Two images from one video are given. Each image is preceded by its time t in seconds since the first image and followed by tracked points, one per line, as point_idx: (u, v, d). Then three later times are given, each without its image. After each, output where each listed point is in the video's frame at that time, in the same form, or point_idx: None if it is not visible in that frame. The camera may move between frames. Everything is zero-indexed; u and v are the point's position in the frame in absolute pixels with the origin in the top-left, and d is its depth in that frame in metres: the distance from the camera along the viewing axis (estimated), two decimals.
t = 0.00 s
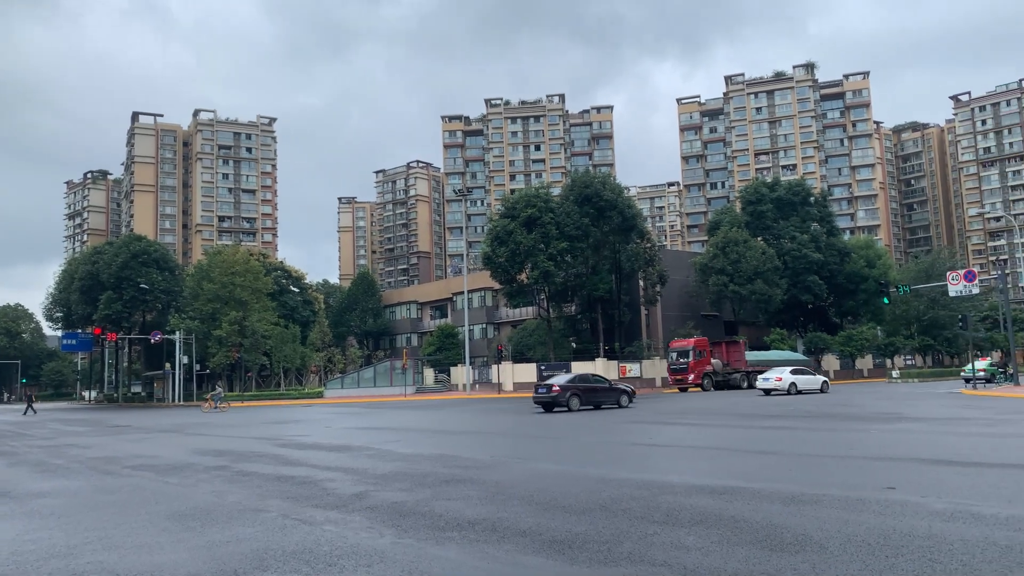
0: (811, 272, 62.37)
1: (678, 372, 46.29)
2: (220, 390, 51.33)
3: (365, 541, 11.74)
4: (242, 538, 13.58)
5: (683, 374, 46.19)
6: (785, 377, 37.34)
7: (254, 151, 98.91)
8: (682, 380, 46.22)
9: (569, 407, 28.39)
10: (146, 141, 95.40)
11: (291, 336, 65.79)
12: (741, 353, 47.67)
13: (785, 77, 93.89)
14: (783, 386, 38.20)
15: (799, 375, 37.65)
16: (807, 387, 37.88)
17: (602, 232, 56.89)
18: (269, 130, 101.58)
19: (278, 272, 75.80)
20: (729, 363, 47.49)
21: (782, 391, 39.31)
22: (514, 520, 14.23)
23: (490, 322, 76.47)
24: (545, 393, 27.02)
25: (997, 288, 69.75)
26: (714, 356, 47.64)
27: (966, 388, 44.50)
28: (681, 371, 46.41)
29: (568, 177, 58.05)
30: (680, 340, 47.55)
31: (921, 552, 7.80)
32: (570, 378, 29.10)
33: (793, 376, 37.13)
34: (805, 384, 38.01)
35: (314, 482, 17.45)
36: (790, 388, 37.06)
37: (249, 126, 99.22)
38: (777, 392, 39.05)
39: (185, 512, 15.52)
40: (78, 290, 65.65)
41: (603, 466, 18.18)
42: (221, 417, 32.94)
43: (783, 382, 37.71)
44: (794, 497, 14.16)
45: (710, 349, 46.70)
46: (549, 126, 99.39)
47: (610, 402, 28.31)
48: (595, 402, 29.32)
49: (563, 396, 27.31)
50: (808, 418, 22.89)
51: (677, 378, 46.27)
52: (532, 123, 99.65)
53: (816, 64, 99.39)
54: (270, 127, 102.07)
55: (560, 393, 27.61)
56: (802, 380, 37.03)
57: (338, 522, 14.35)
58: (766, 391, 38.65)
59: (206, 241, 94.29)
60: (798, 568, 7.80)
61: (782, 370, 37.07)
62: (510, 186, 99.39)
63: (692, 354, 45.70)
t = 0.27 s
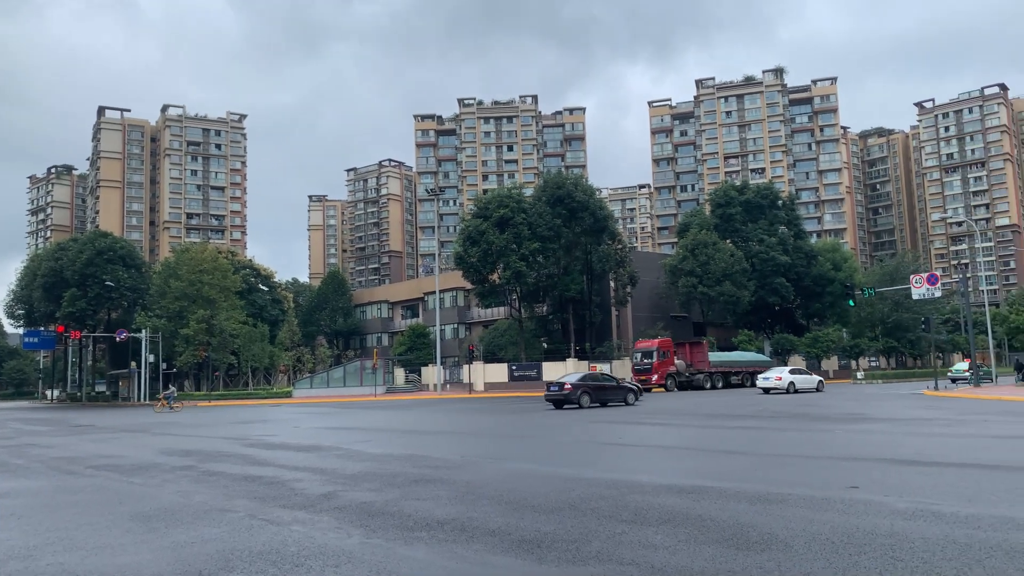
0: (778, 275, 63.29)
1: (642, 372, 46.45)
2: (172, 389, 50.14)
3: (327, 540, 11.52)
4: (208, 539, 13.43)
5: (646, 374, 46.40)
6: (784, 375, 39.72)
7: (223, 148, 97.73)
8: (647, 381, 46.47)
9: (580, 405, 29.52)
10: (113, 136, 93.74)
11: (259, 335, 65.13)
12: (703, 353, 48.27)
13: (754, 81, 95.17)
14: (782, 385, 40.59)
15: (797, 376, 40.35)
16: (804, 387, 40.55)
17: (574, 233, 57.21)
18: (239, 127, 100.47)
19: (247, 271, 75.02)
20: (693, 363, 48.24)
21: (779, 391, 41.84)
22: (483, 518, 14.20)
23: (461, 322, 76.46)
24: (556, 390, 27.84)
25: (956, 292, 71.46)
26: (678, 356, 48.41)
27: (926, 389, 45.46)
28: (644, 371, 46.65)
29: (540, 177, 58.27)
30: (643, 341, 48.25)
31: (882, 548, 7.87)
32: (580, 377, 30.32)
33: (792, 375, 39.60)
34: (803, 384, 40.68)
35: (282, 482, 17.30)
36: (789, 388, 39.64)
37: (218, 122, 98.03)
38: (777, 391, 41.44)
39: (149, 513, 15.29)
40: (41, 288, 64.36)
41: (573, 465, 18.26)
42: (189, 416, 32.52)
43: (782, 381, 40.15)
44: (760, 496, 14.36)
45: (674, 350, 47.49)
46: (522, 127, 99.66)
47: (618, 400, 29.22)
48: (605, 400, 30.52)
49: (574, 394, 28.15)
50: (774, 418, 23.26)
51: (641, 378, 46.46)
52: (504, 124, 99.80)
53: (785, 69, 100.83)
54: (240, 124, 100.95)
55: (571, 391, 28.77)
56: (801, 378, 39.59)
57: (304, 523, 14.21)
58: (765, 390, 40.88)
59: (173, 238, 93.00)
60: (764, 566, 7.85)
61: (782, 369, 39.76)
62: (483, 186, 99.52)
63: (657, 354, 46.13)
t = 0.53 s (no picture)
0: (736, 277, 64.35)
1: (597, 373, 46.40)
2: (110, 387, 48.45)
3: (280, 540, 11.34)
4: (161, 540, 13.16)
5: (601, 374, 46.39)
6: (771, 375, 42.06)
7: (181, 142, 95.86)
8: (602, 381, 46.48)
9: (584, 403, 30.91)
10: (66, 128, 91.24)
11: (216, 333, 64.05)
12: (656, 353, 48.95)
13: (715, 86, 96.61)
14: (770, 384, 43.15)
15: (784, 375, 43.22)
16: (790, 386, 43.35)
17: (536, 233, 57.43)
18: (198, 121, 98.65)
19: (203, 267, 73.66)
20: (646, 363, 48.90)
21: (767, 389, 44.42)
22: (442, 518, 14.16)
23: (422, 321, 76.21)
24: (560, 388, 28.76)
25: (905, 296, 73.55)
26: (631, 357, 49.15)
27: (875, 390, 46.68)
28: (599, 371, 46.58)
29: (504, 177, 58.32)
30: (598, 341, 48.55)
31: (835, 546, 8.01)
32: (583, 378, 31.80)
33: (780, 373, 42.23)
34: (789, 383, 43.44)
35: (238, 482, 17.04)
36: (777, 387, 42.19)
37: (176, 116, 96.13)
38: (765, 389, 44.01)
39: (100, 514, 14.93)
40: None
41: (532, 465, 18.34)
42: (142, 416, 31.85)
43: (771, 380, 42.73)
44: (716, 496, 14.58)
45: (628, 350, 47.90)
46: (485, 127, 99.71)
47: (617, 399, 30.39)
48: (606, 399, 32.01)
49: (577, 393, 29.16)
50: (729, 418, 23.65)
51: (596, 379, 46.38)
52: (468, 123, 99.74)
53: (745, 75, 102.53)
54: (198, 118, 99.12)
55: (575, 389, 30.15)
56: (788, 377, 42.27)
57: (260, 523, 14.00)
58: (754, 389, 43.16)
59: (128, 233, 90.98)
60: (720, 565, 7.95)
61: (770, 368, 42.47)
62: (446, 185, 99.32)
63: (611, 354, 46.43)
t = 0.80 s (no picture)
0: (701, 278, 65.11)
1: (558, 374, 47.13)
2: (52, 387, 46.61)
3: (243, 541, 11.18)
4: (119, 542, 12.86)
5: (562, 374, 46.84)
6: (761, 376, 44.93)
7: (144, 136, 93.94)
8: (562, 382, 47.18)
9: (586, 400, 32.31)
10: (23, 120, 88.75)
11: (178, 331, 62.77)
12: (617, 354, 49.47)
13: (682, 90, 97.69)
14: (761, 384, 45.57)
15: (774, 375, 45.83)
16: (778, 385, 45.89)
17: (504, 233, 57.43)
18: (161, 115, 96.78)
19: (166, 264, 72.24)
20: (607, 364, 49.34)
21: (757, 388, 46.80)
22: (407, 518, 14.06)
23: (388, 321, 75.75)
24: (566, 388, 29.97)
25: (865, 299, 75.17)
26: (594, 357, 49.65)
27: (835, 390, 47.67)
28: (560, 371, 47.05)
29: (472, 177, 58.22)
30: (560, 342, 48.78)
31: (797, 545, 8.14)
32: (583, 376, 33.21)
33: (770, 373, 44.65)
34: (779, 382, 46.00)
35: (199, 483, 16.72)
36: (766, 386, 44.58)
37: (139, 110, 94.17)
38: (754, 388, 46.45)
39: (55, 516, 14.52)
40: None
41: (498, 465, 18.32)
42: (100, 415, 31.11)
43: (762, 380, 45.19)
44: (680, 495, 14.71)
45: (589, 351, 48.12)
46: (454, 126, 99.48)
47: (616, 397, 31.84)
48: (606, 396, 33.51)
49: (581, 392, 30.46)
50: (694, 418, 23.93)
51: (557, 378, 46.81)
52: (437, 122, 99.46)
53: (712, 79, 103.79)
54: (162, 112, 97.23)
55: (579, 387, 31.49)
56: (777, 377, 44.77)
57: (222, 524, 13.75)
58: (744, 387, 46.07)
59: (87, 229, 88.87)
60: (684, 564, 8.04)
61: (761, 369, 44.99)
62: (414, 184, 98.93)
63: (572, 355, 46.70)
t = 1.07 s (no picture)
0: (670, 280, 65.69)
1: (522, 373, 47.07)
2: None
3: (208, 542, 11.01)
4: (79, 545, 12.55)
5: (527, 374, 47.05)
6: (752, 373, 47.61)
7: (109, 131, 92.07)
8: (526, 381, 47.10)
9: (584, 398, 34.04)
10: None
11: (143, 329, 61.46)
12: (583, 353, 49.69)
13: (653, 92, 98.50)
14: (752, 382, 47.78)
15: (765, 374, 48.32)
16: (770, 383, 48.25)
17: (476, 233, 57.33)
18: (127, 110, 94.92)
19: (131, 261, 70.85)
20: (573, 363, 49.38)
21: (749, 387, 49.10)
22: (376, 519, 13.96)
23: (358, 320, 75.17)
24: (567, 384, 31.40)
25: (831, 301, 76.37)
26: (559, 357, 49.43)
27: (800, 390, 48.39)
28: (526, 371, 47.29)
29: (444, 176, 58.04)
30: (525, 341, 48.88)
31: (763, 544, 8.23)
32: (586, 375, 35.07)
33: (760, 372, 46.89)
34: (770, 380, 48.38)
35: (163, 484, 16.40)
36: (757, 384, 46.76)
37: (104, 105, 92.28)
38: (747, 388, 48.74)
39: (13, 518, 14.13)
40: None
41: (468, 465, 18.26)
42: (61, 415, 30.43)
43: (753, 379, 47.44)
44: (649, 495, 14.80)
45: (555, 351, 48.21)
46: (426, 124, 99.15)
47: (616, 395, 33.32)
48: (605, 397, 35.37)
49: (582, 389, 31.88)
50: (663, 418, 24.13)
51: (522, 379, 47.09)
52: (408, 120, 99.02)
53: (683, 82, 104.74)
54: (128, 107, 95.37)
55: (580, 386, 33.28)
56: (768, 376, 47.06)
57: (187, 526, 13.50)
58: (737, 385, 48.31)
59: (50, 225, 86.84)
60: (653, 563, 8.08)
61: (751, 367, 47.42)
62: (385, 182, 98.43)
63: (538, 355, 46.79)
